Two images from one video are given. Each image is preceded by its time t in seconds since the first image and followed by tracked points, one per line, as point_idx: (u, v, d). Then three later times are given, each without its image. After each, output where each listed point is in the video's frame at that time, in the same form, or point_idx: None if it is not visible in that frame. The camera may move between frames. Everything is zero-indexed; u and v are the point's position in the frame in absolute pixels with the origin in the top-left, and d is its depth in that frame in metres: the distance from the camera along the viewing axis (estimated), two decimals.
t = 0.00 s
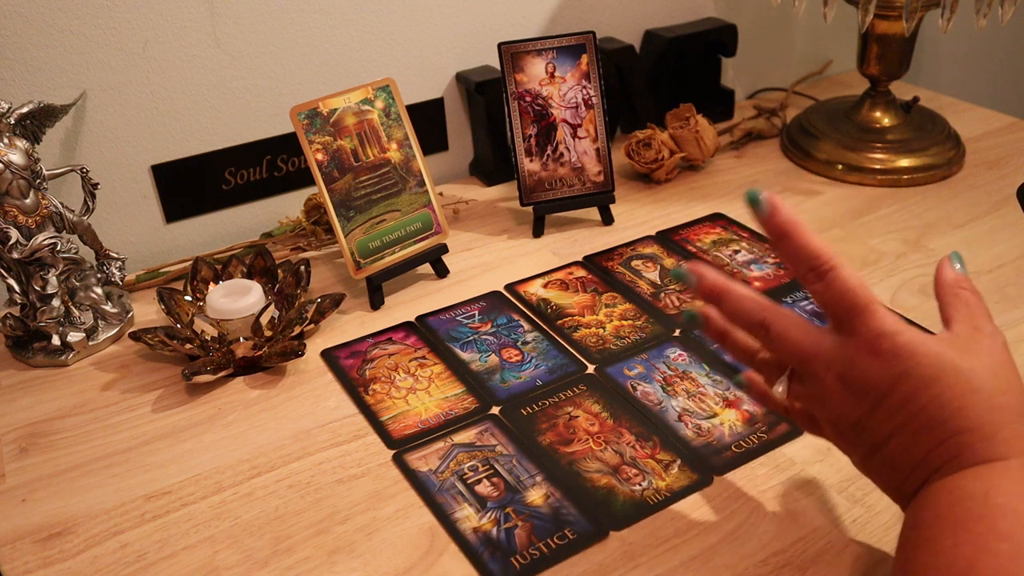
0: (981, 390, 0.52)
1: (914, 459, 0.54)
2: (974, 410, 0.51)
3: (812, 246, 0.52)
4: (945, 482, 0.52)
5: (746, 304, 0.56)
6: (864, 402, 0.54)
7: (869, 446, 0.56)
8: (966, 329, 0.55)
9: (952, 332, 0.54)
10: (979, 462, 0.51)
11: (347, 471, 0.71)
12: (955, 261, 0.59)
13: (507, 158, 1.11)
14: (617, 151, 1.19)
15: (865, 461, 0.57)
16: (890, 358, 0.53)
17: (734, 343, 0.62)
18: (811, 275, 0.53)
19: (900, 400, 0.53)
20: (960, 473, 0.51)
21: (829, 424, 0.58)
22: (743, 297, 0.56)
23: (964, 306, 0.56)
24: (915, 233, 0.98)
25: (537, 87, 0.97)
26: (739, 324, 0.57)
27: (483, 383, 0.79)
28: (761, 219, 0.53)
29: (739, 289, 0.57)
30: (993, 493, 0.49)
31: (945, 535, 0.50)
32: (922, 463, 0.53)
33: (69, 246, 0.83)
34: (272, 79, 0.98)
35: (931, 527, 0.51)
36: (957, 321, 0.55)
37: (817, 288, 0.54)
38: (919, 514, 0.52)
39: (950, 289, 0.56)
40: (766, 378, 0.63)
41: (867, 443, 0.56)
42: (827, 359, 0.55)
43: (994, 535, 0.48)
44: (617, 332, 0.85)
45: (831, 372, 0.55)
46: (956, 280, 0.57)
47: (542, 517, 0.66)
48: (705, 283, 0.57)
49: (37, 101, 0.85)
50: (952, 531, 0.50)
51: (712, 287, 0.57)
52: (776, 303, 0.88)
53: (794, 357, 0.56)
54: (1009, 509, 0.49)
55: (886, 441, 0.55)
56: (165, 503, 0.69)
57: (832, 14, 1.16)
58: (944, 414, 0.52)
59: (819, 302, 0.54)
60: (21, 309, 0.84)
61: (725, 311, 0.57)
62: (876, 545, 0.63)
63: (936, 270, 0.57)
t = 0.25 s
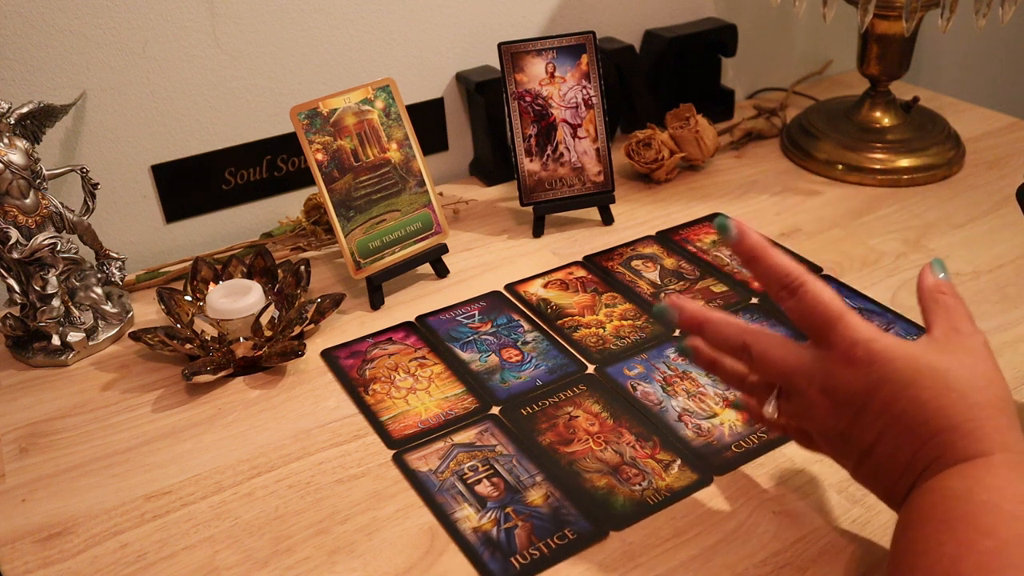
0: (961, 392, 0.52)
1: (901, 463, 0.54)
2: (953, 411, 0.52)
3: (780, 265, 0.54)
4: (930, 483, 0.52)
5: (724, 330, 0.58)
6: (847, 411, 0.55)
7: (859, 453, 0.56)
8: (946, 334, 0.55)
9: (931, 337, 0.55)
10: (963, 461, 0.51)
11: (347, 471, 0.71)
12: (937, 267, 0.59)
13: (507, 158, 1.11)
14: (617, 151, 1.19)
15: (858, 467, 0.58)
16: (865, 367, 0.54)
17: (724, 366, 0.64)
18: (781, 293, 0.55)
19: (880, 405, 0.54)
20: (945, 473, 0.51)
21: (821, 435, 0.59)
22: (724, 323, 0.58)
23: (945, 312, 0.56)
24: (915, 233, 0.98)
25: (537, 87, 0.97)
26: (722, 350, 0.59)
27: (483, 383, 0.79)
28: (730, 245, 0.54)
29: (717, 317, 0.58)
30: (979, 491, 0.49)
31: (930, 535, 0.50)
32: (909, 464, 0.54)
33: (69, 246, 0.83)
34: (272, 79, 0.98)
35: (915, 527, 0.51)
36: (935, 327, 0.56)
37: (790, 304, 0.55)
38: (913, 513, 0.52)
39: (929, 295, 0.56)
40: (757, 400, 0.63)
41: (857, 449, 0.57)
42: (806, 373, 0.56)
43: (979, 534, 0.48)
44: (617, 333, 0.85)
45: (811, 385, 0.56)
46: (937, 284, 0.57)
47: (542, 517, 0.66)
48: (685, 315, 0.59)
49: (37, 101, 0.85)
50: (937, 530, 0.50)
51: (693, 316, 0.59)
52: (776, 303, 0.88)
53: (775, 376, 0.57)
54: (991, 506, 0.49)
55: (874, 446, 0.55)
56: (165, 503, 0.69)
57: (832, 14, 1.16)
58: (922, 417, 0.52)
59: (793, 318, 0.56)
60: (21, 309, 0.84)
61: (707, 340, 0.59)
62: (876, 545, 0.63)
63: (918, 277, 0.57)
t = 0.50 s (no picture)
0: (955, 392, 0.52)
1: (896, 464, 0.54)
2: (948, 412, 0.52)
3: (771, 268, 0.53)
4: (926, 483, 0.52)
5: (723, 336, 0.58)
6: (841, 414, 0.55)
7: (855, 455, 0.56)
8: (941, 332, 0.54)
9: (926, 337, 0.55)
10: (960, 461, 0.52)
11: (347, 471, 0.71)
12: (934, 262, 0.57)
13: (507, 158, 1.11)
14: (617, 151, 1.19)
15: (852, 467, 0.58)
16: (858, 371, 0.53)
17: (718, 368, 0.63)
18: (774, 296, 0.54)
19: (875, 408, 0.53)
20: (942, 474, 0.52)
21: (816, 438, 0.59)
22: (718, 329, 0.58)
23: (940, 309, 0.55)
24: (915, 233, 0.98)
25: (537, 87, 0.97)
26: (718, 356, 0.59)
27: (483, 383, 0.79)
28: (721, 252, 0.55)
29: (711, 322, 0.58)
30: (970, 490, 0.50)
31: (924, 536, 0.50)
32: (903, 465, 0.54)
33: (69, 246, 0.84)
34: (272, 79, 0.98)
35: (909, 528, 0.52)
36: (931, 325, 0.55)
37: (783, 309, 0.54)
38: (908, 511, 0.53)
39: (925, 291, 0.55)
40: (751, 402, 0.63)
41: (852, 453, 0.57)
42: (801, 374, 0.56)
43: (972, 533, 0.49)
44: (617, 333, 0.85)
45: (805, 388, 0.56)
46: (934, 280, 0.55)
47: (543, 517, 0.66)
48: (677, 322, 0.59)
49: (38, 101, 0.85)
50: (930, 530, 0.50)
51: (688, 323, 0.58)
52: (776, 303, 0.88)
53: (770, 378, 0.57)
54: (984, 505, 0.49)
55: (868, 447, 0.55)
56: (165, 503, 0.69)
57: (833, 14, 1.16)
58: (916, 417, 0.52)
59: (788, 323, 0.55)
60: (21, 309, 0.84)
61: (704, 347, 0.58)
62: (875, 545, 0.63)
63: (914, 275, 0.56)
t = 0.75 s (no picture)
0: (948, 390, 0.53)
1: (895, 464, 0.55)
2: (944, 410, 0.53)
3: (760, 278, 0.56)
4: (923, 483, 0.53)
5: (718, 346, 0.60)
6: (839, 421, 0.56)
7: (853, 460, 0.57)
8: (934, 333, 0.56)
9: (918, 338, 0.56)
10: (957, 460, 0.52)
11: (347, 471, 0.71)
12: (927, 268, 0.60)
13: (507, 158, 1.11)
14: (617, 151, 1.19)
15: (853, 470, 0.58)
16: (852, 373, 0.54)
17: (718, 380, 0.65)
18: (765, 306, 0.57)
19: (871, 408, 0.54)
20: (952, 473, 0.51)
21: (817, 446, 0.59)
22: (712, 338, 0.60)
23: (933, 311, 0.57)
24: (916, 233, 0.98)
25: (537, 87, 0.97)
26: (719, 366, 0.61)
27: (483, 383, 0.79)
28: (712, 260, 0.57)
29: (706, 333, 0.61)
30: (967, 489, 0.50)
31: (922, 536, 0.50)
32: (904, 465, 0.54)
33: (69, 246, 0.84)
34: (272, 79, 0.98)
35: (907, 526, 0.52)
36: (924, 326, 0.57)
37: (774, 317, 0.57)
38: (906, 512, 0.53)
39: (918, 294, 0.58)
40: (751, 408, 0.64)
41: (849, 457, 0.57)
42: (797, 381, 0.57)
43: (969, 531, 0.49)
44: (617, 333, 0.85)
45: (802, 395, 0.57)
46: (925, 285, 0.58)
47: (542, 517, 0.66)
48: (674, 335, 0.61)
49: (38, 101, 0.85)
50: (929, 528, 0.51)
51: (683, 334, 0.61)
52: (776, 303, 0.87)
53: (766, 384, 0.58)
54: (984, 505, 0.50)
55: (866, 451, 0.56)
56: (165, 503, 0.69)
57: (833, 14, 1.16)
58: (914, 416, 0.53)
59: (778, 329, 0.57)
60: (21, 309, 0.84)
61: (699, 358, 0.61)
62: (875, 545, 0.63)
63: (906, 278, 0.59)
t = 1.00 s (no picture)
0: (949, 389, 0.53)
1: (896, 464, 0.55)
2: (945, 410, 0.53)
3: (757, 283, 0.56)
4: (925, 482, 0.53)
5: (718, 346, 0.60)
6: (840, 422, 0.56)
7: (854, 460, 0.57)
8: (935, 333, 0.56)
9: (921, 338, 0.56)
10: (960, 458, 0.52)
11: (347, 471, 0.71)
12: (929, 269, 0.60)
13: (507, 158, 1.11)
14: (617, 151, 1.19)
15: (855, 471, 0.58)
16: (852, 375, 0.55)
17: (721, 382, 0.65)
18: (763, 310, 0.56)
19: (872, 409, 0.54)
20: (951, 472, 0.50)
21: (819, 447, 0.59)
22: (715, 338, 0.60)
23: (935, 311, 0.57)
24: (915, 233, 0.98)
25: (537, 87, 0.97)
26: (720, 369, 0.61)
27: (483, 383, 0.79)
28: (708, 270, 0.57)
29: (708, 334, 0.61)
30: (969, 489, 0.50)
31: (924, 536, 0.50)
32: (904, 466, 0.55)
33: (69, 246, 0.84)
34: (272, 79, 0.98)
35: (910, 526, 0.52)
36: (926, 326, 0.57)
37: (772, 321, 0.57)
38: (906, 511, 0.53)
39: (920, 294, 0.58)
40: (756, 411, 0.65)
41: (851, 458, 0.57)
42: (797, 383, 0.57)
43: (972, 531, 0.49)
44: (617, 333, 0.85)
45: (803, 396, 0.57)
46: (927, 285, 0.58)
47: (542, 517, 0.66)
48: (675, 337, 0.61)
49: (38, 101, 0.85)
50: (931, 528, 0.51)
51: (684, 336, 0.61)
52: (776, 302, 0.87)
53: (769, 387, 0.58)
54: (986, 505, 0.50)
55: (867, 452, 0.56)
56: (165, 503, 0.69)
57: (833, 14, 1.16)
58: (914, 415, 0.53)
59: (777, 332, 0.57)
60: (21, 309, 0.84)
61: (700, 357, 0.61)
62: (875, 545, 0.63)
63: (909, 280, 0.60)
